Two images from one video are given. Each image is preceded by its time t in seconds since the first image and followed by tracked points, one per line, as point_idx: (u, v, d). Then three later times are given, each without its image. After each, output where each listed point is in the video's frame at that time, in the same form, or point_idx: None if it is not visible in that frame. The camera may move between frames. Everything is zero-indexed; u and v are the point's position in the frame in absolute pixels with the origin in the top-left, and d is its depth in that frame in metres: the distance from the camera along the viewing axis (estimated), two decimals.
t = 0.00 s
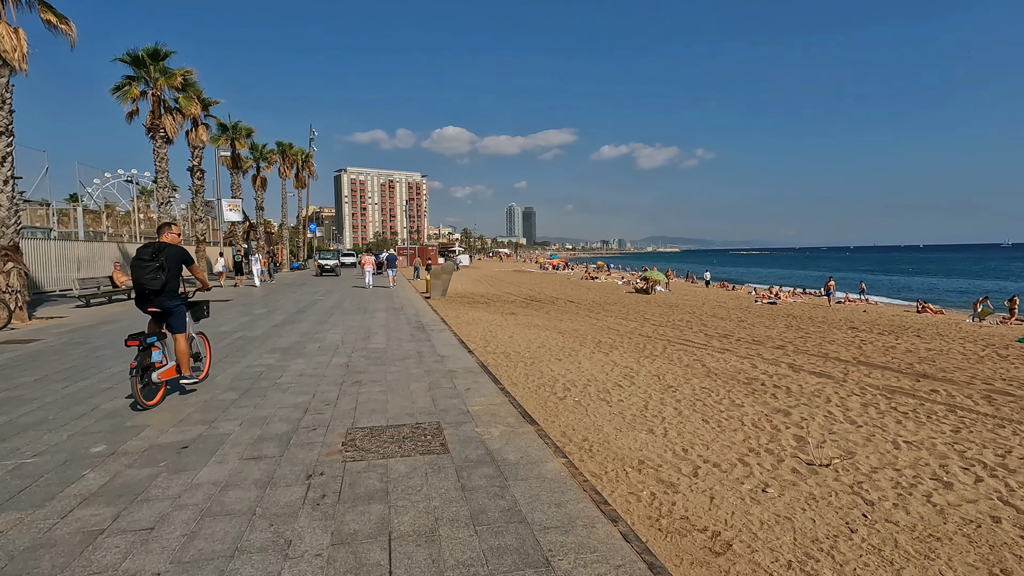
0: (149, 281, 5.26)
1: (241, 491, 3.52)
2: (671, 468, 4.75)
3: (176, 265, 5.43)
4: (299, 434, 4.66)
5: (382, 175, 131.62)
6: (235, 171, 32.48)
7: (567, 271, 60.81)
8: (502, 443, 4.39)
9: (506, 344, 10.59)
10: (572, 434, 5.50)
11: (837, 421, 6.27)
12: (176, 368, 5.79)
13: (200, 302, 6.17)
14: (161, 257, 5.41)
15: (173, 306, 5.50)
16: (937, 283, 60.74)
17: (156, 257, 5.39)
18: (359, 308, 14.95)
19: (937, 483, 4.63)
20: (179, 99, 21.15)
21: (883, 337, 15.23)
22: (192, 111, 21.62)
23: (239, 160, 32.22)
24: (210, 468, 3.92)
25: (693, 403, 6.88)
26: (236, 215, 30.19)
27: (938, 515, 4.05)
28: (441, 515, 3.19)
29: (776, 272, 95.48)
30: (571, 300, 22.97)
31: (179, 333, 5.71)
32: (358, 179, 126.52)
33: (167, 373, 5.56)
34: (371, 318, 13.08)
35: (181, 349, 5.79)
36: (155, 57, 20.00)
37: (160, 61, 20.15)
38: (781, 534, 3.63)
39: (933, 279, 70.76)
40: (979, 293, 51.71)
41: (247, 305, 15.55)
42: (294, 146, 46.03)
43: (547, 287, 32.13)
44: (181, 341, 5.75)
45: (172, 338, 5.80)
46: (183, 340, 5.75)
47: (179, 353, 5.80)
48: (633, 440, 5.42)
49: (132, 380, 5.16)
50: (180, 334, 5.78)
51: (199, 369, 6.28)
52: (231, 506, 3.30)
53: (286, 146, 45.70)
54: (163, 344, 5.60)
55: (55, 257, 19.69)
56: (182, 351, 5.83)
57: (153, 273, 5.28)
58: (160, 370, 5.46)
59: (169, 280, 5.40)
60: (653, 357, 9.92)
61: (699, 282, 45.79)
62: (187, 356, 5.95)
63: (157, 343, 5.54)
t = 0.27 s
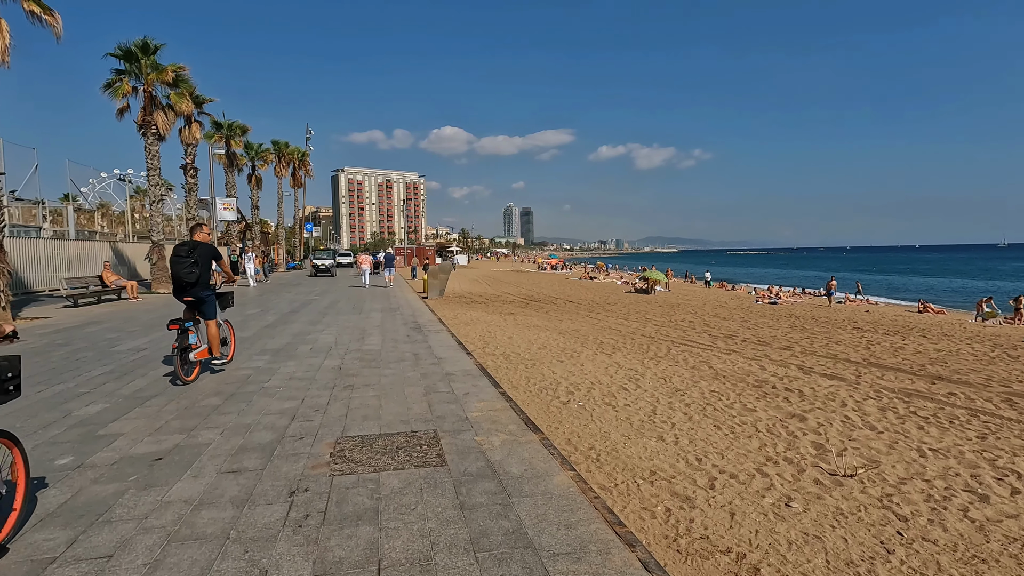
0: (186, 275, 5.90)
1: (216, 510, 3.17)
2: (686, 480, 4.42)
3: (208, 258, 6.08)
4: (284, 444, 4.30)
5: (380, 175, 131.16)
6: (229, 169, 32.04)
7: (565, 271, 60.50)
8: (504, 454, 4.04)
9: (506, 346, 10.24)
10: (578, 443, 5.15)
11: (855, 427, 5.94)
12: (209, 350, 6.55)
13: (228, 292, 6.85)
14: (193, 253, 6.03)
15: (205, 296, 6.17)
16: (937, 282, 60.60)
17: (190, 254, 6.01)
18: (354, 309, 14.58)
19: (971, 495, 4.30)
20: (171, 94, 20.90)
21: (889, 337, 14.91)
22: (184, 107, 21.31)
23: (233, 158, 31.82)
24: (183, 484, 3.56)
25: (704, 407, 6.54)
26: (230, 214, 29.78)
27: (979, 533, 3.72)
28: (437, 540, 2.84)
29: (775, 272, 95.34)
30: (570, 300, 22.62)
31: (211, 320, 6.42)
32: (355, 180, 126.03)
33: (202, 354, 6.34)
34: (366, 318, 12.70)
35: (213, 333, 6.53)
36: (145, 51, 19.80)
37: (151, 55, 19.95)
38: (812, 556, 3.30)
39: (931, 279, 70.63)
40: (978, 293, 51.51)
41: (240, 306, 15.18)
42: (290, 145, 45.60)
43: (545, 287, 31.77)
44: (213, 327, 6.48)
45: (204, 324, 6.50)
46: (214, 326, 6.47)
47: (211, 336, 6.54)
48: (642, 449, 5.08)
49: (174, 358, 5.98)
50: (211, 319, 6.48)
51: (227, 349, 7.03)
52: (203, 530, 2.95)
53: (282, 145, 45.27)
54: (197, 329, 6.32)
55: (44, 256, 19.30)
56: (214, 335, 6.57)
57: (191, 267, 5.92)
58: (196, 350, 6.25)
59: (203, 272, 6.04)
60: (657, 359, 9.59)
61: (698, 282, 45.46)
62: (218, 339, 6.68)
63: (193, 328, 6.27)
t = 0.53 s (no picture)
0: (212, 275, 6.81)
1: (188, 549, 2.84)
2: (703, 503, 4.11)
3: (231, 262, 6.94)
4: (270, 465, 3.97)
5: (377, 175, 130.65)
6: (224, 169, 31.64)
7: (564, 271, 60.22)
8: (508, 478, 3.72)
9: (506, 351, 9.90)
10: (585, 460, 4.84)
11: (876, 440, 5.64)
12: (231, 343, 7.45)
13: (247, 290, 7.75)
14: (218, 256, 6.97)
15: (229, 293, 7.07)
16: (935, 283, 60.54)
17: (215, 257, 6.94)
18: (349, 311, 14.23)
19: (1011, 519, 4.00)
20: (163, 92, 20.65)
21: (895, 340, 14.62)
22: (176, 105, 21.00)
23: (228, 157, 31.42)
24: (155, 515, 3.23)
25: (715, 419, 6.24)
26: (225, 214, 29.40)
27: None
28: None
29: (772, 272, 95.27)
30: (569, 302, 22.29)
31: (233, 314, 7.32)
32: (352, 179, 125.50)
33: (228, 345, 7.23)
34: (362, 322, 12.36)
35: (236, 327, 7.44)
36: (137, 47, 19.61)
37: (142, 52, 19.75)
38: None
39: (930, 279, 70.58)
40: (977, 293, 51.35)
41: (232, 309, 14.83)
42: (286, 144, 45.18)
43: (544, 288, 31.44)
44: (235, 321, 7.37)
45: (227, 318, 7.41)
46: (236, 320, 7.36)
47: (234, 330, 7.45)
48: (654, 467, 4.77)
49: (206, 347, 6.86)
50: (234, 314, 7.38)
51: (248, 342, 7.91)
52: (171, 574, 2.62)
53: (278, 144, 44.84)
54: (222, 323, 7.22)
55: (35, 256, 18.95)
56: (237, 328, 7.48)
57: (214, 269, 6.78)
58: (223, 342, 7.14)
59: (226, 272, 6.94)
60: (663, 365, 9.27)
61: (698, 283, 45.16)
62: (239, 333, 7.55)
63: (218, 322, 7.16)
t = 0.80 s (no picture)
0: (233, 272, 7.62)
1: None
2: (730, 519, 3.80)
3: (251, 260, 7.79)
4: (259, 480, 3.63)
5: (374, 175, 130.17)
6: (219, 168, 31.24)
7: (562, 271, 59.89)
8: (520, 494, 3.40)
9: (508, 353, 9.59)
10: (599, 471, 4.52)
11: (904, 447, 5.34)
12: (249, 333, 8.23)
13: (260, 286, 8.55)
14: (238, 254, 7.79)
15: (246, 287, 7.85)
16: (934, 283, 60.38)
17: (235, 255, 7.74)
18: (346, 312, 13.87)
19: None
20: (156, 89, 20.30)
21: (903, 341, 14.35)
22: (170, 102, 20.66)
23: (223, 156, 31.04)
24: (129, 539, 2.89)
25: (731, 424, 5.93)
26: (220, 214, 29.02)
27: None
28: None
29: (770, 273, 95.14)
30: (570, 302, 21.95)
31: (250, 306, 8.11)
32: (349, 180, 125.03)
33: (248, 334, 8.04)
34: (359, 323, 12.04)
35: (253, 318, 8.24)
36: (129, 43, 19.28)
37: (135, 48, 19.43)
38: None
39: (928, 279, 70.52)
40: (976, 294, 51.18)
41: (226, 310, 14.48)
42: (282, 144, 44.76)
43: (543, 288, 31.09)
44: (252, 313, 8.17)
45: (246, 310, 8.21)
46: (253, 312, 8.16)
47: (252, 321, 8.26)
48: (672, 478, 4.46)
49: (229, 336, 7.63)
50: (252, 307, 8.20)
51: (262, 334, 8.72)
52: None
53: (274, 143, 44.41)
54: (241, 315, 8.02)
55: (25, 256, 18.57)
56: (254, 320, 8.28)
57: (236, 264, 7.59)
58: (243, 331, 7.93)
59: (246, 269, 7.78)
60: (671, 367, 8.95)
61: (697, 283, 44.89)
62: (256, 324, 8.35)
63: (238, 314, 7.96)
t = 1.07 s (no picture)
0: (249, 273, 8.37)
1: None
2: (764, 548, 3.49)
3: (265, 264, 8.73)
4: (249, 507, 3.30)
5: (371, 176, 129.74)
6: (214, 168, 30.88)
7: (561, 272, 59.53)
8: (538, 525, 3.08)
9: (512, 358, 9.28)
10: (617, 491, 4.19)
11: (936, 462, 5.05)
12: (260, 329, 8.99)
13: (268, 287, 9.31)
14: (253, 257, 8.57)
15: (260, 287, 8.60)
16: (935, 284, 60.19)
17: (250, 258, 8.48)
18: (343, 316, 13.53)
19: None
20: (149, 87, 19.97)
21: (911, 344, 14.10)
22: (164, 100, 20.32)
23: (219, 156, 30.67)
24: None
25: (751, 437, 5.62)
26: (216, 214, 28.66)
27: None
28: None
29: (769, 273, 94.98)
30: (571, 304, 21.61)
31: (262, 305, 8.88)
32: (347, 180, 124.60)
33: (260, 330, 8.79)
34: (358, 326, 11.72)
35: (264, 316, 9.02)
36: (122, 41, 18.95)
37: (128, 45, 19.09)
38: None
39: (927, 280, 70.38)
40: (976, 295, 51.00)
41: (221, 313, 14.14)
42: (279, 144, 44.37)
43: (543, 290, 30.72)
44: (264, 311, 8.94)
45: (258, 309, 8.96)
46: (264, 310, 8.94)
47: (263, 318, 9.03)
48: (696, 499, 4.15)
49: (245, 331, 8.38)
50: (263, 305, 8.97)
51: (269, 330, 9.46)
52: None
53: (270, 144, 44.06)
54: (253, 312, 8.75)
55: (15, 257, 18.20)
56: (264, 317, 9.05)
57: (252, 266, 8.37)
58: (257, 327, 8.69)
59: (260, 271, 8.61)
60: (681, 373, 8.64)
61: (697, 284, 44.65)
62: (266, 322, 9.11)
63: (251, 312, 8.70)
